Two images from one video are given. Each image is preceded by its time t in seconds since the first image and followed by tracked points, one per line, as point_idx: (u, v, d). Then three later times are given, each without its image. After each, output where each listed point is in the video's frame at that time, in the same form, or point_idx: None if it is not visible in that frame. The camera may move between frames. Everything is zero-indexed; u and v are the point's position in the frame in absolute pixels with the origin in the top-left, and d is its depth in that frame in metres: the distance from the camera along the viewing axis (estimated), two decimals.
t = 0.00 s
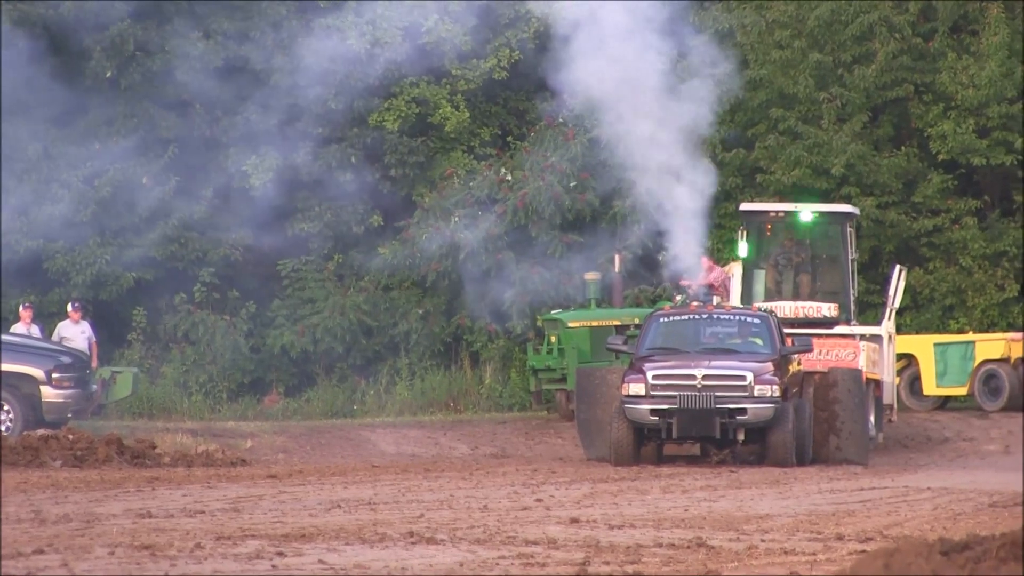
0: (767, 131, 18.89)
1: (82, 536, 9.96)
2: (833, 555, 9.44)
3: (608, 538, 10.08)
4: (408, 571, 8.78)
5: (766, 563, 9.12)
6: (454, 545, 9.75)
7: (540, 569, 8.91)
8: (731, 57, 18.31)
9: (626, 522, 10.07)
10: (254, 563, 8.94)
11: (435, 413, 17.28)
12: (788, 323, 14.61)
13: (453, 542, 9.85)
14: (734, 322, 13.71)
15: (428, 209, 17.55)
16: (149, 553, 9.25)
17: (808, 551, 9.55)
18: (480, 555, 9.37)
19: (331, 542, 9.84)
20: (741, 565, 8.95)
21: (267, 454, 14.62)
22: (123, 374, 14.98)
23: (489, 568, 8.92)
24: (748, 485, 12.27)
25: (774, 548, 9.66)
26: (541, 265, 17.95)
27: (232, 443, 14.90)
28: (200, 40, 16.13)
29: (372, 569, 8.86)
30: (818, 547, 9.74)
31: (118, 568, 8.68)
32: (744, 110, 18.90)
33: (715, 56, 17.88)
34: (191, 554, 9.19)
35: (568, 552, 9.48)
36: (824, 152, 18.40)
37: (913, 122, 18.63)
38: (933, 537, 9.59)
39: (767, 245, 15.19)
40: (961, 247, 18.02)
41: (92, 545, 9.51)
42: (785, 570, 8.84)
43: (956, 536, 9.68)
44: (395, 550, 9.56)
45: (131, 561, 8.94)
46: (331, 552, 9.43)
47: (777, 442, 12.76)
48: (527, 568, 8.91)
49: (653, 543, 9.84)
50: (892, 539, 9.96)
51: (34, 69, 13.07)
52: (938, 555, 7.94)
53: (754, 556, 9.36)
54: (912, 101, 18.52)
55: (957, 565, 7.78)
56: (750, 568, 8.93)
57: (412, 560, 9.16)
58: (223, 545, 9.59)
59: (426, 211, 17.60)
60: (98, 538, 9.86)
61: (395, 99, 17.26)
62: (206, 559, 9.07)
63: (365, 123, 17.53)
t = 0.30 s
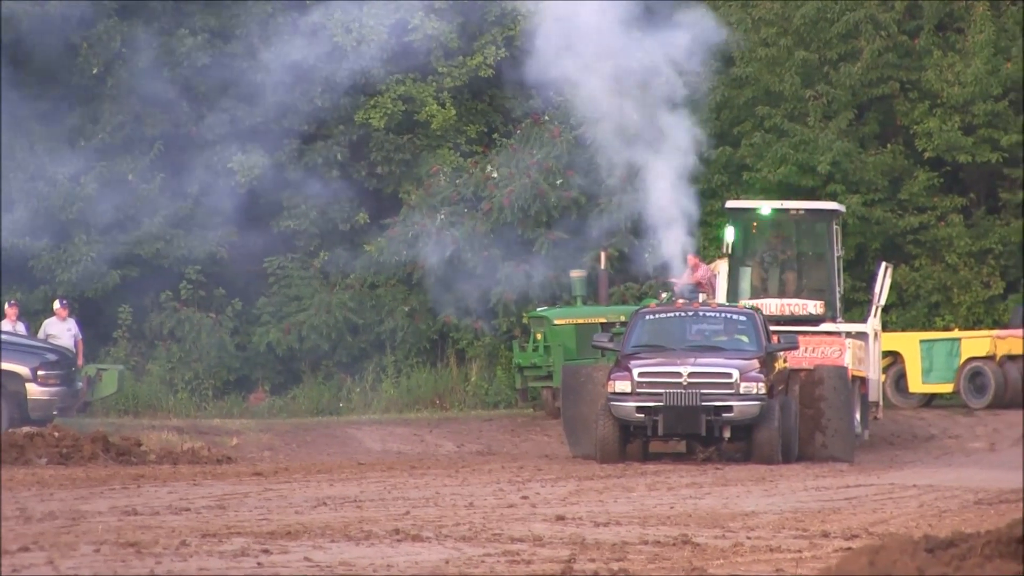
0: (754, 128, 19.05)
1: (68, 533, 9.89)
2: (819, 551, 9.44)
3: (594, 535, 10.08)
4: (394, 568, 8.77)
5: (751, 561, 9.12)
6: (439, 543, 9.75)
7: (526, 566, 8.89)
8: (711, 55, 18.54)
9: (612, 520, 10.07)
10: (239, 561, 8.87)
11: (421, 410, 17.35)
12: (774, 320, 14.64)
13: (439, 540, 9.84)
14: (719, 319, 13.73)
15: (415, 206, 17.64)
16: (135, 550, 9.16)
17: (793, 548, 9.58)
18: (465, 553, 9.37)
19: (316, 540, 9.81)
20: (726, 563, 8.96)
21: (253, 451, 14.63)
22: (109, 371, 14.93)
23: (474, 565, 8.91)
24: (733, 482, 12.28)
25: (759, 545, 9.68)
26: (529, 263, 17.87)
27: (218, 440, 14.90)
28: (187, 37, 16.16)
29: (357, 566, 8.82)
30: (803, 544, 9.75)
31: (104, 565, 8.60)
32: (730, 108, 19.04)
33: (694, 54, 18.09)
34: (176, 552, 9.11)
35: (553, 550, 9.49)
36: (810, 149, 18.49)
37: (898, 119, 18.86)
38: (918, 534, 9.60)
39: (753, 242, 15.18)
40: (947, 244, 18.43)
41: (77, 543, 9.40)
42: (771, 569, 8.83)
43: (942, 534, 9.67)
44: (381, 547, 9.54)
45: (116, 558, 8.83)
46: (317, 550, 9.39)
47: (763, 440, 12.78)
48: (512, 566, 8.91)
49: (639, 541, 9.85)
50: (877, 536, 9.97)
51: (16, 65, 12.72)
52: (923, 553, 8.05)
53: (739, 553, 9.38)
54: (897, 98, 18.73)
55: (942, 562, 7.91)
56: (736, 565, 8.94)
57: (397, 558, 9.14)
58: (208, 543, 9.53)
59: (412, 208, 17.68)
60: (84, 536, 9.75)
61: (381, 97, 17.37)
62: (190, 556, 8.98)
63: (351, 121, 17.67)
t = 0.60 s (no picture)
0: (736, 124, 19.58)
1: (51, 529, 9.68)
2: (801, 549, 9.35)
3: (577, 531, 10.01)
4: (377, 564, 8.67)
5: (735, 557, 9.03)
6: (422, 539, 9.64)
7: (508, 562, 8.80)
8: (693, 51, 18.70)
9: (596, 516, 10.00)
10: (222, 557, 8.71)
11: (402, 406, 17.62)
12: (756, 316, 14.62)
13: (421, 536, 9.73)
14: (702, 315, 13.70)
15: (397, 203, 17.97)
16: (118, 546, 8.99)
17: (777, 544, 9.50)
18: (449, 548, 9.30)
19: (299, 535, 9.67)
20: (709, 559, 8.87)
21: (236, 448, 14.61)
22: (91, 368, 14.89)
23: (457, 561, 8.81)
24: (716, 478, 12.25)
25: (743, 541, 9.60)
26: (507, 255, 18.29)
27: (201, 436, 14.87)
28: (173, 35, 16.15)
29: (340, 562, 8.68)
30: (787, 540, 9.66)
31: (86, 562, 8.43)
32: (712, 104, 19.51)
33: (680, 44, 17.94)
34: (159, 548, 8.94)
35: (536, 546, 9.42)
36: (792, 145, 19.19)
37: (880, 114, 19.51)
38: (903, 531, 9.52)
39: (735, 238, 15.16)
40: (930, 239, 19.19)
41: (61, 539, 9.18)
42: (754, 565, 8.76)
43: (926, 530, 9.63)
44: (363, 543, 9.42)
45: (98, 555, 8.67)
46: (300, 546, 9.26)
47: (746, 436, 12.77)
48: (495, 561, 8.81)
49: (622, 537, 9.77)
50: (862, 532, 9.91)
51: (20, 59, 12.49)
52: (907, 548, 7.62)
53: (722, 550, 9.31)
54: (881, 93, 19.37)
55: (926, 558, 7.46)
56: (718, 562, 8.86)
57: (381, 554, 9.03)
58: (191, 539, 9.36)
59: (394, 205, 18.01)
60: (65, 531, 9.58)
61: (364, 92, 17.47)
62: (174, 553, 8.81)
63: (333, 117, 17.82)
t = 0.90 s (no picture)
0: (728, 117, 19.95)
1: (44, 522, 9.56)
2: (794, 541, 9.26)
3: (569, 524, 9.93)
4: (370, 557, 8.54)
5: (727, 550, 8.93)
6: (415, 532, 9.54)
7: (501, 555, 8.66)
8: (686, 45, 18.49)
9: (587, 509, 9.91)
10: (215, 550, 8.60)
11: (397, 400, 17.70)
12: (748, 309, 14.65)
13: (414, 529, 9.63)
14: (694, 308, 13.67)
15: (389, 196, 17.92)
16: (111, 539, 8.86)
17: (769, 536, 9.41)
18: (441, 542, 9.16)
19: (292, 529, 9.56)
20: (701, 551, 8.78)
21: (228, 441, 14.62)
22: (83, 361, 14.90)
23: (450, 554, 8.69)
24: (708, 471, 12.22)
25: (735, 534, 9.51)
26: (501, 249, 18.22)
27: (193, 430, 14.88)
28: (162, 28, 16.13)
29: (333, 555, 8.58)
30: (779, 533, 9.58)
31: (80, 554, 8.31)
32: (704, 97, 19.70)
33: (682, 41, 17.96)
34: (152, 542, 8.83)
35: (529, 539, 9.30)
36: (785, 138, 19.58)
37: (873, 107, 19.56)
38: (895, 523, 9.44)
39: (727, 232, 15.17)
40: (922, 232, 18.96)
41: (54, 532, 9.04)
42: (747, 556, 8.68)
43: (917, 522, 9.56)
44: (357, 537, 9.30)
45: (92, 548, 8.55)
46: (293, 539, 9.14)
47: (738, 429, 12.75)
48: (487, 554, 8.72)
49: (614, 530, 9.68)
50: (853, 524, 9.83)
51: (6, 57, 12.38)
52: (900, 541, 7.47)
53: (715, 542, 9.22)
54: (873, 86, 19.39)
55: (918, 551, 7.33)
56: (711, 553, 8.78)
57: (373, 548, 8.90)
58: (184, 533, 9.24)
59: (386, 199, 17.93)
60: (59, 524, 9.47)
61: (356, 85, 17.42)
62: (167, 546, 8.68)
63: (325, 111, 17.79)
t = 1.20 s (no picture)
0: (721, 112, 19.64)
1: (35, 516, 9.29)
2: (787, 536, 9.04)
3: (562, 519, 9.69)
4: (363, 553, 8.31)
5: (720, 545, 8.73)
6: (407, 527, 9.29)
7: (494, 550, 8.46)
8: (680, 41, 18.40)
9: (580, 503, 9.69)
10: (207, 545, 8.43)
11: (389, 393, 17.72)
12: (741, 304, 14.59)
13: (406, 524, 9.39)
14: (687, 302, 13.56)
15: (382, 189, 18.02)
16: (103, 534, 8.60)
17: (762, 531, 9.16)
18: (434, 536, 8.90)
19: (284, 523, 9.33)
20: (695, 545, 8.57)
21: (220, 436, 14.56)
22: (76, 356, 14.85)
23: (443, 548, 8.49)
24: (702, 466, 12.07)
25: (728, 529, 9.28)
26: (496, 244, 18.76)
27: (186, 425, 14.85)
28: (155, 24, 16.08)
29: (325, 550, 8.36)
30: (772, 527, 9.33)
31: (71, 548, 8.04)
32: (697, 93, 19.48)
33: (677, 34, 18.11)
34: (144, 536, 8.59)
35: (522, 533, 9.09)
36: (778, 133, 19.43)
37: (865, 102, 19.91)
38: (890, 517, 9.16)
39: (720, 227, 15.14)
40: (915, 227, 19.54)
41: (45, 526, 8.76)
42: (740, 550, 8.49)
43: (913, 516, 9.33)
44: (349, 531, 9.07)
45: (83, 543, 8.29)
46: (285, 533, 8.92)
47: (731, 424, 12.67)
48: (481, 548, 8.52)
49: (607, 524, 9.44)
50: (847, 519, 9.59)
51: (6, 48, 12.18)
52: (893, 536, 7.33)
53: (708, 537, 8.98)
54: (866, 81, 19.77)
55: (911, 546, 7.18)
56: (705, 548, 8.57)
57: (366, 543, 8.66)
58: (177, 527, 9.01)
59: (380, 193, 18.05)
60: (51, 518, 9.20)
61: (349, 79, 17.62)
62: (160, 541, 8.46)
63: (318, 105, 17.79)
